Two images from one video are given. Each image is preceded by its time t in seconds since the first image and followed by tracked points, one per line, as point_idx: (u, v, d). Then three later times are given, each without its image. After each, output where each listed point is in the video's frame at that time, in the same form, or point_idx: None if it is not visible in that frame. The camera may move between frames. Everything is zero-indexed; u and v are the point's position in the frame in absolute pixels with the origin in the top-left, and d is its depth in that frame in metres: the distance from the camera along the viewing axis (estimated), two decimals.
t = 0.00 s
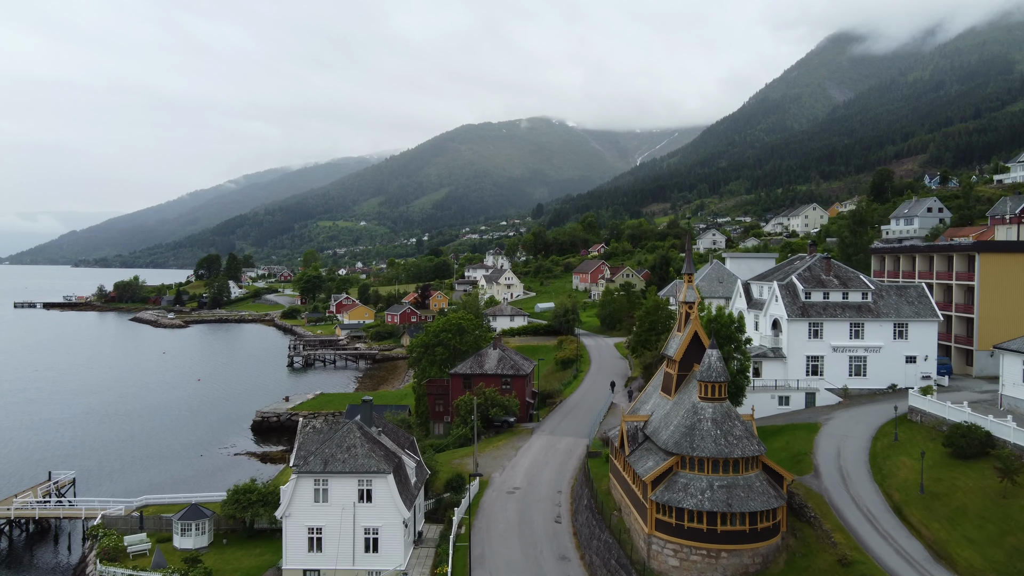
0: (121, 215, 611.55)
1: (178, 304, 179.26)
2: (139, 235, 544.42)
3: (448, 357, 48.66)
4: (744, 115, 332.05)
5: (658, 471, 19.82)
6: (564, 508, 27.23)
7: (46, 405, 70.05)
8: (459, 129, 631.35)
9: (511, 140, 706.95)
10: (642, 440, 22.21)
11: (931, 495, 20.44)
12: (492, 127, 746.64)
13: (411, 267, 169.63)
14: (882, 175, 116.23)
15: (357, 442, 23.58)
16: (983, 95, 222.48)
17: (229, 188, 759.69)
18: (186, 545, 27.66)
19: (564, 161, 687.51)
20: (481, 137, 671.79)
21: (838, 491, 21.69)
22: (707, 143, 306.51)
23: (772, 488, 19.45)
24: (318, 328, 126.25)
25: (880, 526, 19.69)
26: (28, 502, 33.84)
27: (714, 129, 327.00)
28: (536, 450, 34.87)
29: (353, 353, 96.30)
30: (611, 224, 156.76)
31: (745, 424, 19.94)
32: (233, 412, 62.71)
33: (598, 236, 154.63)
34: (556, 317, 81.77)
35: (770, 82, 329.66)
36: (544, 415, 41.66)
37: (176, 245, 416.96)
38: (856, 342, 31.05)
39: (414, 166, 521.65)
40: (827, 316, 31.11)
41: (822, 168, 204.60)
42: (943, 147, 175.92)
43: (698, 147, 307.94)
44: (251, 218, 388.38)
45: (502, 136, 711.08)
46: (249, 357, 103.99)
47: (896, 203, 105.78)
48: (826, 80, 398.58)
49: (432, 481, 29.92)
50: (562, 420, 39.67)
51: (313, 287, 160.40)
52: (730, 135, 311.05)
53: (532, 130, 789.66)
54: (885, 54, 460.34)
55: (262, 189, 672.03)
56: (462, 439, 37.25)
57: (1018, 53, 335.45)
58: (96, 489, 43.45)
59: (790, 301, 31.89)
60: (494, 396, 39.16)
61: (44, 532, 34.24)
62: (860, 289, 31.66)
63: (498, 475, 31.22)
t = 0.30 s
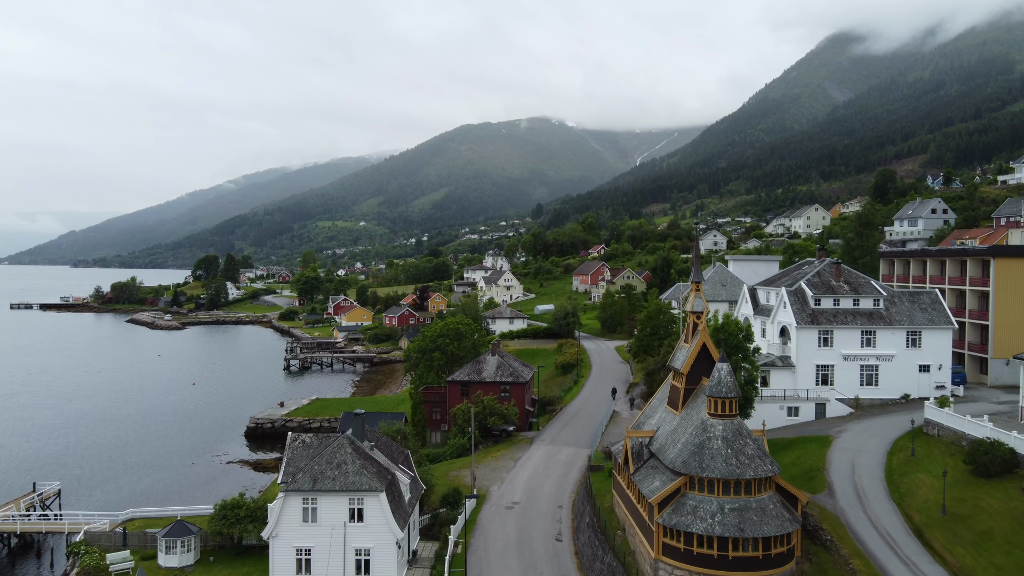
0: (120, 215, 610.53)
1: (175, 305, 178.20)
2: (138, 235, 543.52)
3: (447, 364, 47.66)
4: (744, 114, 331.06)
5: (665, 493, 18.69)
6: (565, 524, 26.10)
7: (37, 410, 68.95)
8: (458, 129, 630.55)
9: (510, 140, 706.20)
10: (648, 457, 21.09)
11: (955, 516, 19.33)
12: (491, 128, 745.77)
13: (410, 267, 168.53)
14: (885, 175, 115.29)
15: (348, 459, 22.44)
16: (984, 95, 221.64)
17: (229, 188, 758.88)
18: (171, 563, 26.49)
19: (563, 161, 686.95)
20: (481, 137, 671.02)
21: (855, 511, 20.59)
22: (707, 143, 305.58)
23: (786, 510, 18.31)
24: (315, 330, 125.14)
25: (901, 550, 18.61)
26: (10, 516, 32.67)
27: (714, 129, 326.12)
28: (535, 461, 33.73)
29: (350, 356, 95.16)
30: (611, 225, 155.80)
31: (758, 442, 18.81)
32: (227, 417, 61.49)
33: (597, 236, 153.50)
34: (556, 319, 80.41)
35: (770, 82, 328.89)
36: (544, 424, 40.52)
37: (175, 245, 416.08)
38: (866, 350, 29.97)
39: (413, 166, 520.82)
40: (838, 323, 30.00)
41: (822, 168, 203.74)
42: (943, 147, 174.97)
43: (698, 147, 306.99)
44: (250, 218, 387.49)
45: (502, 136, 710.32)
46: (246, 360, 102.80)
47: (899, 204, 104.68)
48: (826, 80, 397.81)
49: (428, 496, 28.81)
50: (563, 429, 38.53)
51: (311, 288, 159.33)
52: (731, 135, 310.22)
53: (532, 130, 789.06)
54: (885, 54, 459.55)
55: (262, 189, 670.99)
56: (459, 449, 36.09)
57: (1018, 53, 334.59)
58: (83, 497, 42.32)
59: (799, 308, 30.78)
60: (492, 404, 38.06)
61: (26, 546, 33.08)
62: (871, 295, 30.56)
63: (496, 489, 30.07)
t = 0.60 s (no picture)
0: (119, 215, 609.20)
1: (172, 306, 177.01)
2: (137, 235, 542.40)
3: (444, 370, 46.63)
4: (744, 114, 330.19)
5: (673, 516, 17.58)
6: (566, 543, 24.92)
7: (28, 415, 67.68)
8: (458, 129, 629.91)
9: (510, 140, 705.27)
10: (655, 477, 19.94)
11: (980, 541, 18.23)
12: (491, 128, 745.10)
13: (409, 268, 167.36)
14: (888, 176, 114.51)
15: (338, 477, 21.31)
16: (984, 95, 220.82)
17: (228, 188, 757.85)
18: None
19: (563, 162, 686.43)
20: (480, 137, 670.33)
21: (874, 535, 19.48)
22: (707, 143, 304.69)
23: (803, 536, 17.18)
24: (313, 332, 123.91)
25: None
26: None
27: (714, 129, 325.21)
28: (534, 473, 32.59)
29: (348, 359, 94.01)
30: (611, 225, 154.69)
31: (771, 463, 17.68)
32: (220, 423, 60.26)
33: (597, 237, 152.45)
34: (556, 322, 79.25)
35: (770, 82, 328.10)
36: (544, 432, 39.43)
37: (174, 245, 414.95)
38: (879, 360, 28.85)
39: (412, 166, 519.94)
40: (849, 331, 28.88)
41: (822, 168, 202.81)
42: (943, 148, 174.00)
43: (698, 147, 306.11)
44: (249, 218, 386.39)
45: (501, 136, 709.51)
46: (243, 363, 101.62)
47: (902, 205, 103.65)
48: (826, 80, 397.21)
49: (424, 512, 27.68)
50: (563, 439, 37.39)
51: (309, 290, 158.21)
52: (731, 135, 309.26)
53: (531, 130, 788.48)
54: (885, 54, 458.84)
55: (261, 189, 669.85)
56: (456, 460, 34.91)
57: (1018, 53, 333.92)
58: (70, 508, 41.04)
59: (809, 315, 29.65)
60: (491, 413, 36.91)
61: (8, 561, 31.81)
62: (884, 302, 29.42)
63: (494, 504, 28.94)
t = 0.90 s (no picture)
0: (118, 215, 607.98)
1: (169, 308, 175.91)
2: (136, 235, 541.33)
3: (442, 377, 45.55)
4: (744, 114, 329.39)
5: (682, 543, 16.44)
6: (567, 562, 23.75)
7: (19, 421, 66.47)
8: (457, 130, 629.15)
9: (509, 140, 704.35)
10: (662, 499, 18.80)
11: (1009, 569, 17.13)
12: (491, 128, 744.45)
13: (408, 269, 166.30)
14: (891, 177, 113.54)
15: (327, 498, 20.20)
16: (985, 95, 219.82)
17: (228, 189, 757.07)
18: None
19: (562, 162, 685.68)
20: (480, 137, 669.75)
21: (893, 560, 18.40)
22: (707, 143, 303.76)
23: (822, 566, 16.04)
24: (310, 335, 122.80)
25: None
26: None
27: (714, 129, 324.32)
28: (534, 486, 31.47)
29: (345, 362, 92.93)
30: (611, 226, 153.63)
31: (787, 486, 16.56)
32: (215, 430, 59.10)
33: (597, 239, 151.32)
34: (555, 325, 78.13)
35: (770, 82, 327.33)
36: (544, 441, 38.35)
37: (172, 246, 414.05)
38: (892, 369, 27.75)
39: (411, 166, 519.04)
40: (861, 340, 27.79)
41: (823, 168, 201.89)
42: (943, 148, 172.98)
43: (697, 147, 305.15)
44: (248, 219, 385.33)
45: (500, 136, 708.63)
46: (238, 366, 100.48)
47: (905, 207, 102.68)
48: (826, 80, 396.66)
49: (419, 529, 26.50)
50: (563, 449, 36.29)
51: (307, 291, 157.18)
52: (731, 135, 308.36)
53: (531, 130, 787.78)
54: (885, 54, 458.15)
55: (261, 189, 668.94)
56: (452, 471, 33.72)
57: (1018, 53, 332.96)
58: (57, 519, 39.86)
59: (819, 323, 28.55)
60: (489, 422, 35.82)
61: None
62: (897, 310, 28.35)
63: (492, 520, 27.80)
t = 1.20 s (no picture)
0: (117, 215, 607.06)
1: (166, 309, 174.79)
2: (136, 235, 540.35)
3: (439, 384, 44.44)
4: (744, 114, 328.43)
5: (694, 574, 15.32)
6: None
7: (10, 427, 65.33)
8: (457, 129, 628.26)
9: (509, 140, 703.34)
10: (670, 523, 17.66)
11: None
12: (490, 128, 743.61)
13: (407, 269, 165.22)
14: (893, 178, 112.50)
15: (315, 521, 19.05)
16: (985, 95, 218.87)
17: (228, 189, 756.13)
18: None
19: (562, 162, 684.83)
20: (479, 137, 668.84)
21: None
22: (707, 142, 302.73)
23: None
24: (307, 337, 121.35)
25: None
26: None
27: (714, 129, 323.19)
28: (534, 501, 30.32)
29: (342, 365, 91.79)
30: (611, 227, 152.45)
31: (806, 513, 15.39)
32: (208, 437, 57.94)
33: (597, 239, 150.07)
34: (555, 329, 76.94)
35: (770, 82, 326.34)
36: (544, 451, 37.25)
37: (171, 246, 413.28)
38: (907, 380, 26.62)
39: (410, 165, 517.97)
40: (874, 350, 26.66)
41: (823, 168, 200.92)
42: (944, 148, 171.87)
43: (697, 147, 303.94)
44: (246, 219, 384.23)
45: (500, 136, 707.63)
46: (235, 369, 99.32)
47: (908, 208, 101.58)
48: (826, 80, 395.85)
49: (413, 548, 25.31)
50: (564, 460, 35.15)
51: (305, 292, 156.14)
52: (731, 135, 307.20)
53: (531, 130, 787.00)
54: (884, 54, 457.23)
55: (260, 189, 668.19)
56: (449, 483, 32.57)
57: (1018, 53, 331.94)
58: (43, 531, 38.72)
59: (831, 332, 27.39)
60: (487, 432, 34.68)
61: None
62: (912, 318, 27.22)
63: (490, 538, 26.64)
